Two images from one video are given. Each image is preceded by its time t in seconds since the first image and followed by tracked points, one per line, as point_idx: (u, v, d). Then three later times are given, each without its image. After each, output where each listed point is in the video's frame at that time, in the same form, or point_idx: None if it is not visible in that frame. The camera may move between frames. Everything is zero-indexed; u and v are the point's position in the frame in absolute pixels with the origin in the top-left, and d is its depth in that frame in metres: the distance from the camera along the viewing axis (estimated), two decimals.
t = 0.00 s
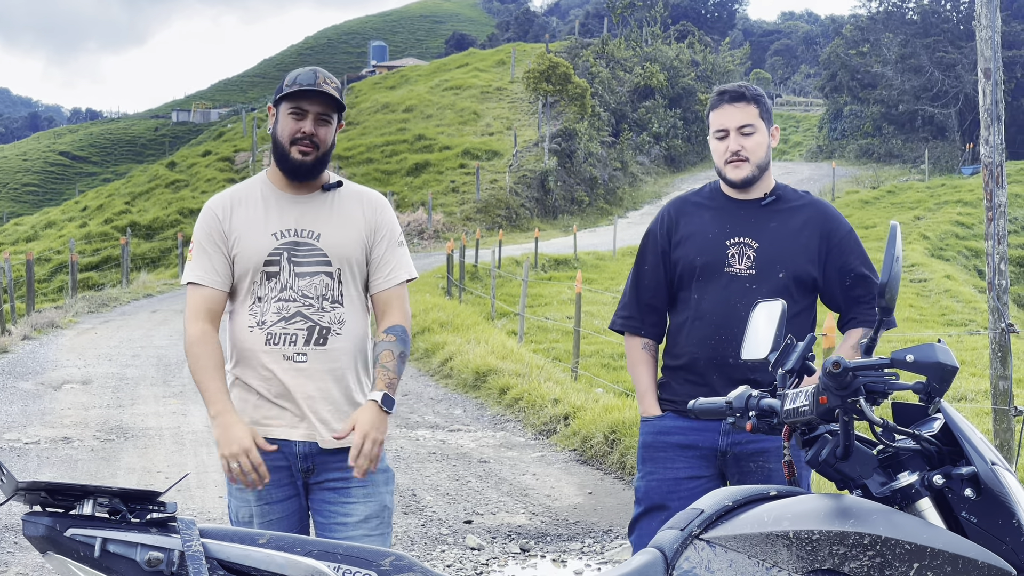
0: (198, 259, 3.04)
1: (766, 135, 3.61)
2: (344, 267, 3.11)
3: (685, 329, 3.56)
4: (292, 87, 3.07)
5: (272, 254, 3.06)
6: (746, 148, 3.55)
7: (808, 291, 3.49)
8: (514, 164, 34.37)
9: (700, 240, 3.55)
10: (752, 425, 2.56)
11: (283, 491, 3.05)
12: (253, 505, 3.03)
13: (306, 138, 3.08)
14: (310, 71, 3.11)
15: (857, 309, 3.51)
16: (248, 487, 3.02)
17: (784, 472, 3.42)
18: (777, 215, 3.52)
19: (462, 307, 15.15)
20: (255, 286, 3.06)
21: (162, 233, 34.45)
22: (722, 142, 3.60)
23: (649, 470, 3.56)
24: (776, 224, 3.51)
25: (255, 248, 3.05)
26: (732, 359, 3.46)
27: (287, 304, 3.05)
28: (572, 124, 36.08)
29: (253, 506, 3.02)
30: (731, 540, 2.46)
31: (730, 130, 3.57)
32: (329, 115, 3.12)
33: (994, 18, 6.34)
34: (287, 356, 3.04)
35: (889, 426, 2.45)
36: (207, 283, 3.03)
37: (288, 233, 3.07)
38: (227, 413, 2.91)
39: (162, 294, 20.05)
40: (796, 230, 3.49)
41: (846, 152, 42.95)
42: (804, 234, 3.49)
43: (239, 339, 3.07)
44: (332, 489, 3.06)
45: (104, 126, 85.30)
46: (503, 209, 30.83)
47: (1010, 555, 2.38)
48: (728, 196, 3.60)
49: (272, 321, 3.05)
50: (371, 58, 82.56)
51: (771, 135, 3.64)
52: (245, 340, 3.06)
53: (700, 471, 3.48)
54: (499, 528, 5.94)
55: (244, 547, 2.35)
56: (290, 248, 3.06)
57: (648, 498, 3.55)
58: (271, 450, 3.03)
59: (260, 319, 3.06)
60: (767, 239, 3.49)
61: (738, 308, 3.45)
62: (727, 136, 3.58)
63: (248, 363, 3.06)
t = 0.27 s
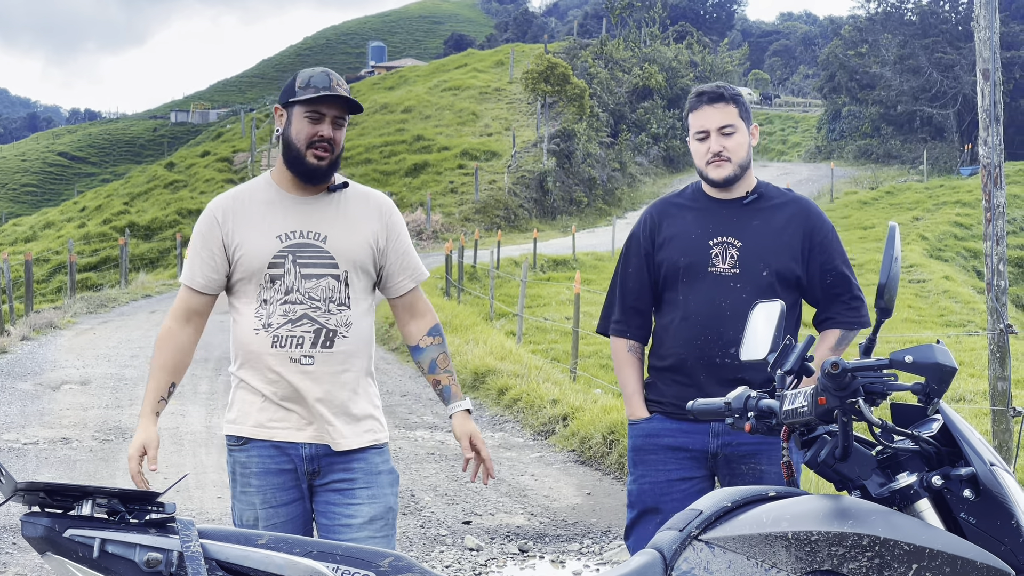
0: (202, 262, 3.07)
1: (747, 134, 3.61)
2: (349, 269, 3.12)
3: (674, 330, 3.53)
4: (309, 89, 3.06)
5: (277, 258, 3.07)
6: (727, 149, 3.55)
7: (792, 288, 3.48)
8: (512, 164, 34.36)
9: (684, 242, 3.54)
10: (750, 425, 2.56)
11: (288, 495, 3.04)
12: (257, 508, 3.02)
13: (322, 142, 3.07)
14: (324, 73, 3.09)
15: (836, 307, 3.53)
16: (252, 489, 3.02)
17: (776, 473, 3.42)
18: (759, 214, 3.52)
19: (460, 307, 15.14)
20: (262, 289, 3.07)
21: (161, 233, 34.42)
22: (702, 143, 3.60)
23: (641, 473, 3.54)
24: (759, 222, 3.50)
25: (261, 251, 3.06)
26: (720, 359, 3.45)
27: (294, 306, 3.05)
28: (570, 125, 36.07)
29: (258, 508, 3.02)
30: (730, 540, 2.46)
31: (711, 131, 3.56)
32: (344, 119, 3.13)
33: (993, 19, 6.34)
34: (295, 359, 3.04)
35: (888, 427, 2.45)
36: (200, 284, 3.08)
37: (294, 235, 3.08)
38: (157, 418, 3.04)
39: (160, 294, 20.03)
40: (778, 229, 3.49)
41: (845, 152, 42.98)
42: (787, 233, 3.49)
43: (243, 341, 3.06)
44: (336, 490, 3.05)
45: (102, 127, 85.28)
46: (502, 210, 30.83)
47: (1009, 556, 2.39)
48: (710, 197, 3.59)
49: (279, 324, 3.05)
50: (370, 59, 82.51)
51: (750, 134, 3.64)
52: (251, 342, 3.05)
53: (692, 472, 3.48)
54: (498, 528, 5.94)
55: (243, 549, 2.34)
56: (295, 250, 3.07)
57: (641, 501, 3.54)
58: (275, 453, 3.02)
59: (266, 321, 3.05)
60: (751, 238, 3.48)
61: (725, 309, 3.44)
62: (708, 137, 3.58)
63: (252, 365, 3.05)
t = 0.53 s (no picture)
0: (208, 261, 3.03)
1: (730, 133, 3.61)
2: (359, 269, 3.13)
3: (665, 330, 3.53)
4: (338, 93, 3.07)
5: (287, 256, 3.04)
6: (712, 148, 3.54)
7: (777, 287, 3.48)
8: (511, 165, 34.33)
9: (671, 243, 3.54)
10: (749, 426, 2.55)
11: (296, 498, 3.03)
12: (265, 511, 3.01)
13: (350, 145, 3.12)
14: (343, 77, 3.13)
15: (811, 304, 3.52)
16: (260, 493, 3.00)
17: (772, 478, 3.42)
18: (746, 213, 3.51)
19: (459, 308, 15.13)
20: (269, 289, 3.05)
21: (159, 234, 34.38)
22: (688, 143, 3.59)
23: (635, 474, 3.54)
24: (745, 221, 3.50)
25: (270, 251, 3.04)
26: (711, 358, 3.44)
27: (304, 305, 3.04)
28: (569, 126, 36.06)
29: (267, 512, 3.00)
30: (729, 541, 2.46)
31: (694, 131, 3.56)
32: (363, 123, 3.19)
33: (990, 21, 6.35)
34: (307, 358, 3.03)
35: (887, 427, 2.45)
36: (206, 285, 3.04)
37: (302, 234, 3.06)
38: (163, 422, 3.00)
39: (158, 294, 20.02)
40: (765, 228, 3.48)
41: (843, 154, 43.01)
42: (773, 231, 3.48)
43: (251, 342, 3.04)
44: (345, 491, 3.05)
45: (100, 127, 85.27)
46: (500, 211, 30.80)
47: (1007, 556, 2.39)
48: (697, 196, 3.58)
49: (289, 323, 3.03)
50: (368, 59, 82.45)
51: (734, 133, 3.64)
52: (259, 343, 3.03)
53: (687, 474, 3.47)
54: (495, 530, 5.93)
55: (241, 549, 2.34)
56: (303, 249, 3.05)
57: (635, 504, 3.53)
58: (284, 455, 3.02)
59: (276, 321, 3.03)
60: (738, 237, 3.47)
61: (714, 310, 3.44)
62: (691, 138, 3.57)
63: (262, 366, 3.03)
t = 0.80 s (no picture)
0: (223, 261, 2.96)
1: (725, 135, 3.61)
2: (363, 270, 3.17)
3: (662, 329, 3.53)
4: (348, 99, 3.10)
5: (298, 256, 3.04)
6: (702, 148, 3.55)
7: (770, 288, 3.47)
8: (509, 166, 34.31)
9: (664, 244, 3.54)
10: (748, 428, 2.55)
11: (304, 500, 3.02)
12: (272, 514, 2.99)
13: (357, 151, 3.15)
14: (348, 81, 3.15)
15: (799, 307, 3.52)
16: (266, 495, 2.99)
17: (772, 480, 3.41)
18: (741, 214, 3.51)
19: (457, 309, 15.12)
20: (280, 288, 3.02)
21: (157, 235, 34.35)
22: (680, 142, 3.61)
23: (633, 477, 3.53)
24: (739, 223, 3.49)
25: (281, 250, 3.02)
26: (705, 359, 3.44)
27: (315, 304, 3.04)
28: (567, 127, 36.04)
29: (275, 516, 2.98)
30: (727, 542, 2.46)
31: (687, 130, 3.57)
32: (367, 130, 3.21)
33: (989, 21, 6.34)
34: (319, 357, 3.04)
35: (885, 428, 2.45)
36: (226, 286, 2.96)
37: (311, 234, 3.07)
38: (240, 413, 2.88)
39: (156, 295, 20.01)
40: (760, 230, 3.47)
41: (842, 155, 43.03)
42: (767, 233, 3.47)
43: (261, 342, 3.02)
44: (352, 491, 3.09)
45: (99, 127, 85.26)
46: (499, 212, 30.78)
47: (1006, 557, 2.39)
48: (692, 198, 3.58)
49: (300, 323, 3.03)
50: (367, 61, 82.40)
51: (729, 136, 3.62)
52: (269, 343, 3.01)
53: (686, 476, 3.47)
54: (494, 531, 5.93)
55: (239, 551, 2.33)
56: (314, 250, 3.06)
57: (634, 506, 3.53)
58: (294, 456, 3.01)
59: (287, 320, 3.02)
60: (732, 239, 3.47)
61: (708, 311, 3.43)
62: (684, 137, 3.59)
63: (272, 366, 3.01)
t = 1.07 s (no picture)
0: (225, 258, 2.94)
1: (721, 137, 3.62)
2: (360, 270, 3.19)
3: (660, 331, 3.54)
4: (349, 100, 3.12)
5: (298, 254, 3.04)
6: (690, 148, 3.61)
7: (769, 289, 3.47)
8: (508, 167, 34.32)
9: (664, 243, 3.55)
10: (747, 428, 2.55)
11: (300, 498, 3.02)
12: (270, 513, 2.98)
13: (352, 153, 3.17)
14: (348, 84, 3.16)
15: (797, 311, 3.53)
16: (265, 494, 2.98)
17: (771, 478, 3.41)
18: (740, 215, 3.50)
19: (455, 310, 15.12)
20: (280, 286, 3.01)
21: (155, 235, 34.34)
22: (673, 143, 3.67)
23: (632, 478, 3.54)
24: (739, 224, 3.49)
25: (280, 249, 3.01)
26: (703, 359, 3.44)
27: (316, 303, 3.04)
28: (565, 128, 36.05)
29: (272, 514, 2.98)
30: (727, 542, 2.45)
31: (679, 130, 3.65)
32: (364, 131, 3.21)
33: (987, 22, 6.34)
34: (319, 355, 3.04)
35: (884, 429, 2.45)
36: (227, 283, 2.93)
37: (311, 232, 3.07)
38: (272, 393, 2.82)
39: (155, 295, 20.01)
40: (758, 232, 3.47)
41: (840, 155, 43.09)
42: (766, 235, 3.47)
43: (259, 340, 3.00)
44: (347, 489, 3.10)
45: (97, 128, 85.22)
46: (497, 212, 30.78)
47: (1005, 558, 2.38)
48: (691, 199, 3.60)
49: (301, 320, 3.02)
50: (365, 61, 82.39)
51: (726, 138, 3.63)
52: (269, 340, 3.00)
53: (686, 478, 3.47)
54: (492, 531, 5.92)
55: (238, 551, 2.33)
56: (313, 248, 3.06)
57: (635, 506, 3.53)
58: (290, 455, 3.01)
59: (286, 318, 3.01)
60: (730, 239, 3.46)
61: (706, 311, 3.43)
62: (676, 135, 3.66)
63: (271, 364, 3.00)
